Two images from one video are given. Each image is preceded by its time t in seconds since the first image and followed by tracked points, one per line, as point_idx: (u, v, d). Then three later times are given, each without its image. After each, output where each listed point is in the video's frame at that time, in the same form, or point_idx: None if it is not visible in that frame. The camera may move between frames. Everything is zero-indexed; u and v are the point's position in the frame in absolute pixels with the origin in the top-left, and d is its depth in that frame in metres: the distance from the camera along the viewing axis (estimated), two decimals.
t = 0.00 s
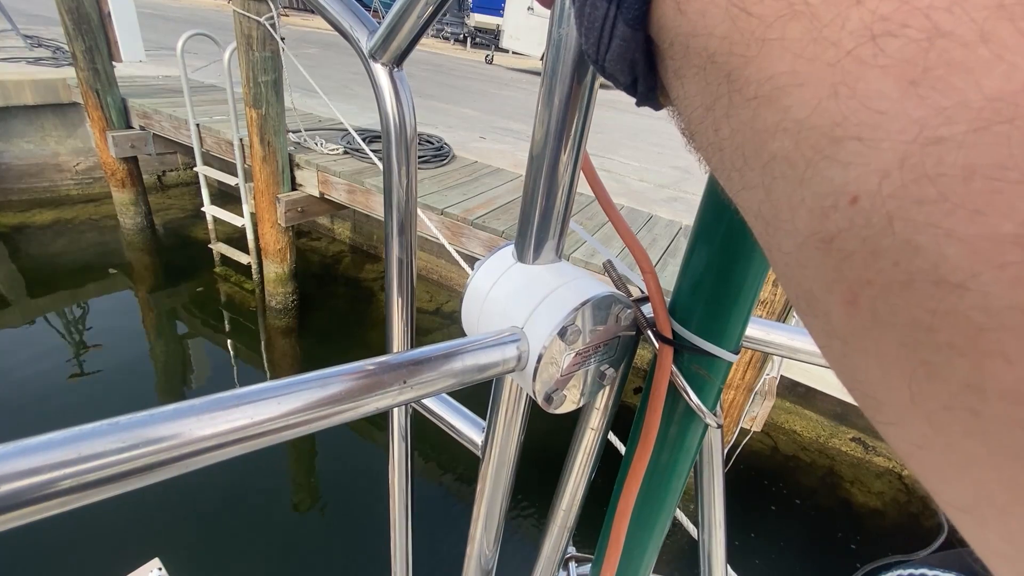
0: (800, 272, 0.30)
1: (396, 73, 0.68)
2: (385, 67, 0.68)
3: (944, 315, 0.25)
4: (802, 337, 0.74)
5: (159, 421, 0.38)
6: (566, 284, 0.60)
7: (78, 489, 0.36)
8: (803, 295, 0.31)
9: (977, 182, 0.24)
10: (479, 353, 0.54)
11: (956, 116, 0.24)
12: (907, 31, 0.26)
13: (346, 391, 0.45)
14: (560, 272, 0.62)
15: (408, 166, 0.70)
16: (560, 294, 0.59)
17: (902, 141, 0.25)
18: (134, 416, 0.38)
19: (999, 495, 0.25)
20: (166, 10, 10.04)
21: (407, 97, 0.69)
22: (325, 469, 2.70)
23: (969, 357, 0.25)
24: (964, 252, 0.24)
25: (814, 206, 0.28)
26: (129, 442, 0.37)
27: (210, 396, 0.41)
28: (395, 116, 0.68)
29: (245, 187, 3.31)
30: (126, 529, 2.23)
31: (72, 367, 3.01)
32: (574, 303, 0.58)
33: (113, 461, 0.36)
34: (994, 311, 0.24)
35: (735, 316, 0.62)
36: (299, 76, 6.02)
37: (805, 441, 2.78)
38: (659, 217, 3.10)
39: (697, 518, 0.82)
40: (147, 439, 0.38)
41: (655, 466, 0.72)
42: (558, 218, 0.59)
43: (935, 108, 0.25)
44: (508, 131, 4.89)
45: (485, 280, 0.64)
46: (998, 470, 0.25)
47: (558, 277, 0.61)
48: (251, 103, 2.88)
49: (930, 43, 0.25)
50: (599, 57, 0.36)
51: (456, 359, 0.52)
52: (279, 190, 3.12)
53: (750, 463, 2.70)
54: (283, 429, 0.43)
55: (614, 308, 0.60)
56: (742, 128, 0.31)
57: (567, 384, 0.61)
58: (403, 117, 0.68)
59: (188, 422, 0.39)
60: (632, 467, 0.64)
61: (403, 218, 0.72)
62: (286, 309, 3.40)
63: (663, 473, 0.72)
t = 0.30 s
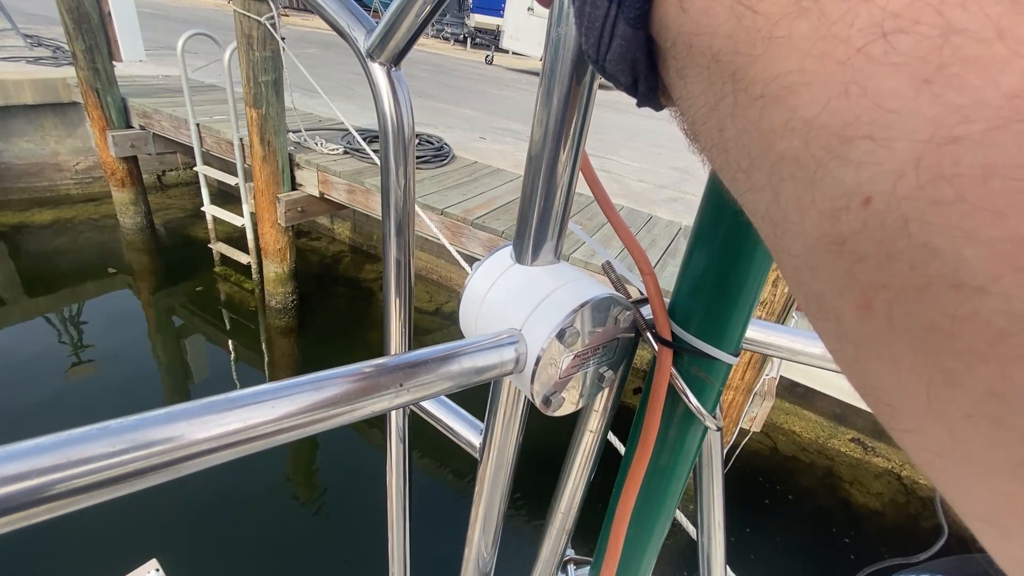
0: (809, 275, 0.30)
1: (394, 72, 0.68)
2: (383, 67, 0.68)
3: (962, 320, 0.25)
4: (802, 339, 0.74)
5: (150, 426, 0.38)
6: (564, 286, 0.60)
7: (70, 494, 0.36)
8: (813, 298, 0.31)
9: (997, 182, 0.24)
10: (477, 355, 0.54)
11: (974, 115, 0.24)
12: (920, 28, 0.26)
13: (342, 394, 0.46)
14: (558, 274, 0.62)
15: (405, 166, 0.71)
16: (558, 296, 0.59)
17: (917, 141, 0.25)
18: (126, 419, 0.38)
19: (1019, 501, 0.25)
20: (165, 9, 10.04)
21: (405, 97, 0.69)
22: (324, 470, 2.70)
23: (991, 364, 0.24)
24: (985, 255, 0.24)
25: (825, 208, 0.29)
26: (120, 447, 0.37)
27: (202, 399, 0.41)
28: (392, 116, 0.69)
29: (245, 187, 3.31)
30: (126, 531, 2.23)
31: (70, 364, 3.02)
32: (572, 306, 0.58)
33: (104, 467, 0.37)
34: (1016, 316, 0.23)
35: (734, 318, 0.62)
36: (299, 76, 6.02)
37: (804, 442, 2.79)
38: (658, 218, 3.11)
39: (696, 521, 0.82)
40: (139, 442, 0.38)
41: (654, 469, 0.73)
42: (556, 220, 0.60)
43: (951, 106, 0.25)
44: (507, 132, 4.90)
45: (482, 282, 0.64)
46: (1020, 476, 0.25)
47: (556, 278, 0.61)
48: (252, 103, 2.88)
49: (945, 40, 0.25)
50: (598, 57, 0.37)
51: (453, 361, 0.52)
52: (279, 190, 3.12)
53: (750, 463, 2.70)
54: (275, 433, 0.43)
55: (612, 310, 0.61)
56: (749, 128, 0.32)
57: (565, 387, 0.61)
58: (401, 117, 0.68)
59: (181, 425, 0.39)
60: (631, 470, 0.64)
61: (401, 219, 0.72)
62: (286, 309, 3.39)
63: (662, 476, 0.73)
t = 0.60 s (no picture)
0: (797, 274, 0.31)
1: (390, 73, 0.69)
2: (379, 67, 0.68)
3: (944, 318, 0.25)
4: (798, 339, 0.74)
5: (143, 426, 0.39)
6: (560, 286, 0.60)
7: (63, 493, 0.36)
8: (800, 298, 0.31)
9: (981, 181, 0.24)
10: (473, 355, 0.55)
11: (959, 113, 0.25)
12: (907, 27, 0.26)
13: (336, 395, 0.46)
14: (554, 274, 0.62)
15: (402, 167, 0.71)
16: (554, 295, 0.59)
17: (902, 139, 0.26)
18: (119, 419, 0.39)
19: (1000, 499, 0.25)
20: (166, 9, 10.05)
21: (401, 97, 0.70)
22: (324, 470, 2.71)
23: (973, 363, 0.25)
24: (967, 254, 0.24)
25: (811, 207, 0.29)
26: (114, 447, 0.38)
27: (196, 400, 0.41)
28: (388, 117, 0.69)
29: (245, 187, 3.31)
30: (124, 530, 2.23)
31: (71, 365, 3.02)
32: (568, 306, 0.58)
33: (97, 466, 0.37)
34: (998, 316, 0.24)
35: (730, 318, 0.62)
36: (300, 76, 6.03)
37: (803, 442, 2.80)
38: (658, 219, 3.11)
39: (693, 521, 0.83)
40: (131, 441, 0.38)
41: (650, 469, 0.73)
42: (552, 221, 0.60)
43: (935, 103, 0.25)
44: (508, 132, 4.91)
45: (479, 282, 0.65)
46: (1001, 475, 0.25)
47: (552, 278, 0.62)
48: (252, 104, 2.89)
49: (931, 39, 0.26)
50: (592, 57, 0.37)
51: (448, 361, 0.52)
52: (279, 190, 3.13)
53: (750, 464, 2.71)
54: (269, 433, 0.43)
55: (609, 311, 0.61)
56: (739, 127, 0.32)
57: (561, 387, 0.61)
58: (397, 117, 0.69)
59: (174, 425, 0.39)
60: (627, 470, 0.65)
61: (398, 219, 0.73)
62: (286, 309, 3.40)
63: (659, 476, 0.73)
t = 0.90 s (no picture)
0: (801, 259, 0.31)
1: (391, 73, 0.69)
2: (380, 67, 0.69)
3: (953, 297, 0.25)
4: (799, 340, 0.75)
5: (143, 426, 0.39)
6: (561, 287, 0.61)
7: (63, 494, 0.37)
8: (801, 284, 0.31)
9: (993, 156, 0.24)
10: (474, 355, 0.55)
11: (970, 88, 0.25)
12: (917, 3, 0.27)
13: (336, 395, 0.46)
14: (556, 274, 0.63)
15: (402, 167, 0.71)
16: (555, 296, 0.60)
17: (913, 117, 0.26)
18: (119, 419, 0.39)
19: (1007, 484, 0.25)
20: (166, 10, 10.06)
21: (402, 98, 0.70)
22: (324, 470, 2.71)
23: (982, 343, 0.25)
24: (978, 231, 0.24)
25: (817, 189, 0.29)
26: (115, 447, 0.38)
27: (196, 400, 0.42)
28: (389, 117, 0.70)
29: (245, 188, 3.31)
30: (124, 531, 2.23)
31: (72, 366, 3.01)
32: (569, 307, 0.59)
33: (97, 466, 0.37)
34: (1009, 293, 0.24)
35: (731, 318, 0.63)
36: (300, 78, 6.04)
37: (802, 443, 2.80)
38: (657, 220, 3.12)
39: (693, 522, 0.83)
40: (131, 442, 0.38)
41: (652, 470, 0.74)
42: (554, 221, 0.60)
43: (945, 79, 0.25)
44: (508, 134, 4.92)
45: (480, 282, 0.65)
46: (1005, 456, 0.25)
47: (553, 279, 0.62)
48: (253, 104, 2.89)
49: (942, 14, 0.26)
50: (595, 47, 0.38)
51: (448, 362, 0.53)
52: (279, 191, 3.13)
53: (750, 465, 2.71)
54: (269, 433, 0.44)
55: (610, 312, 0.61)
56: (744, 111, 0.32)
57: (562, 388, 0.62)
58: (398, 118, 0.69)
59: (174, 426, 0.40)
60: (628, 471, 0.65)
61: (398, 219, 0.73)
62: (286, 309, 3.40)
63: (660, 477, 0.73)
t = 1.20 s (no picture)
0: (804, 238, 0.31)
1: (392, 77, 0.70)
2: (382, 71, 0.70)
3: (952, 266, 0.25)
4: (799, 342, 0.76)
5: (155, 423, 0.40)
6: (562, 288, 0.62)
7: (77, 489, 0.38)
8: (803, 266, 0.32)
9: (990, 128, 0.24)
10: (478, 354, 0.56)
11: (970, 64, 0.25)
12: None
13: (342, 394, 0.47)
14: (558, 276, 0.64)
15: (404, 169, 0.72)
16: (557, 297, 0.61)
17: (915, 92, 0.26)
18: (132, 418, 0.40)
19: (1006, 453, 0.25)
20: (168, 11, 10.09)
21: (404, 102, 0.71)
22: (325, 471, 2.71)
23: (980, 308, 0.25)
24: (978, 199, 0.24)
25: (822, 168, 0.29)
26: (128, 445, 0.39)
27: (207, 398, 0.43)
28: (391, 121, 0.71)
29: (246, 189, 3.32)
30: (125, 530, 2.24)
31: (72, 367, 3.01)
32: (570, 309, 0.59)
33: (112, 462, 0.38)
34: (1007, 257, 0.24)
35: (731, 317, 0.64)
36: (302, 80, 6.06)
37: (802, 445, 2.79)
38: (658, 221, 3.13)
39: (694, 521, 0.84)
40: (142, 440, 0.39)
41: (652, 469, 0.75)
42: (556, 223, 0.61)
43: (947, 56, 0.26)
44: (509, 136, 4.93)
45: (483, 285, 0.66)
46: (1003, 421, 0.25)
47: (555, 281, 0.63)
48: (256, 106, 2.91)
49: None
50: (602, 43, 0.39)
51: (452, 361, 0.53)
52: (281, 192, 3.14)
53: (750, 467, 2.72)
54: (277, 431, 0.45)
55: (610, 313, 0.62)
56: (752, 97, 0.33)
57: (563, 388, 0.63)
58: (399, 122, 0.70)
59: (185, 424, 0.41)
60: (628, 471, 0.66)
61: (399, 221, 0.74)
62: (287, 310, 3.41)
63: (661, 475, 0.74)
